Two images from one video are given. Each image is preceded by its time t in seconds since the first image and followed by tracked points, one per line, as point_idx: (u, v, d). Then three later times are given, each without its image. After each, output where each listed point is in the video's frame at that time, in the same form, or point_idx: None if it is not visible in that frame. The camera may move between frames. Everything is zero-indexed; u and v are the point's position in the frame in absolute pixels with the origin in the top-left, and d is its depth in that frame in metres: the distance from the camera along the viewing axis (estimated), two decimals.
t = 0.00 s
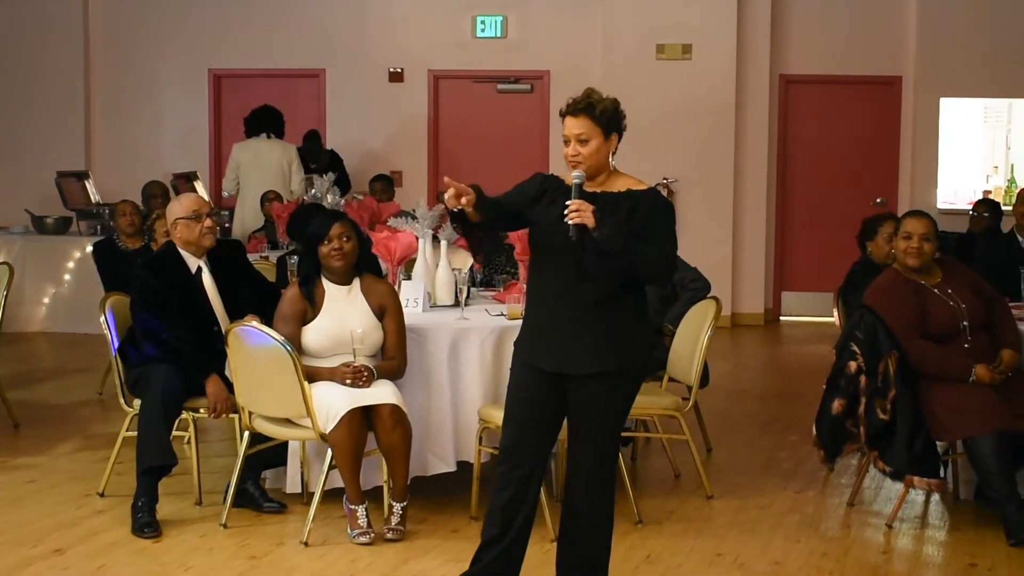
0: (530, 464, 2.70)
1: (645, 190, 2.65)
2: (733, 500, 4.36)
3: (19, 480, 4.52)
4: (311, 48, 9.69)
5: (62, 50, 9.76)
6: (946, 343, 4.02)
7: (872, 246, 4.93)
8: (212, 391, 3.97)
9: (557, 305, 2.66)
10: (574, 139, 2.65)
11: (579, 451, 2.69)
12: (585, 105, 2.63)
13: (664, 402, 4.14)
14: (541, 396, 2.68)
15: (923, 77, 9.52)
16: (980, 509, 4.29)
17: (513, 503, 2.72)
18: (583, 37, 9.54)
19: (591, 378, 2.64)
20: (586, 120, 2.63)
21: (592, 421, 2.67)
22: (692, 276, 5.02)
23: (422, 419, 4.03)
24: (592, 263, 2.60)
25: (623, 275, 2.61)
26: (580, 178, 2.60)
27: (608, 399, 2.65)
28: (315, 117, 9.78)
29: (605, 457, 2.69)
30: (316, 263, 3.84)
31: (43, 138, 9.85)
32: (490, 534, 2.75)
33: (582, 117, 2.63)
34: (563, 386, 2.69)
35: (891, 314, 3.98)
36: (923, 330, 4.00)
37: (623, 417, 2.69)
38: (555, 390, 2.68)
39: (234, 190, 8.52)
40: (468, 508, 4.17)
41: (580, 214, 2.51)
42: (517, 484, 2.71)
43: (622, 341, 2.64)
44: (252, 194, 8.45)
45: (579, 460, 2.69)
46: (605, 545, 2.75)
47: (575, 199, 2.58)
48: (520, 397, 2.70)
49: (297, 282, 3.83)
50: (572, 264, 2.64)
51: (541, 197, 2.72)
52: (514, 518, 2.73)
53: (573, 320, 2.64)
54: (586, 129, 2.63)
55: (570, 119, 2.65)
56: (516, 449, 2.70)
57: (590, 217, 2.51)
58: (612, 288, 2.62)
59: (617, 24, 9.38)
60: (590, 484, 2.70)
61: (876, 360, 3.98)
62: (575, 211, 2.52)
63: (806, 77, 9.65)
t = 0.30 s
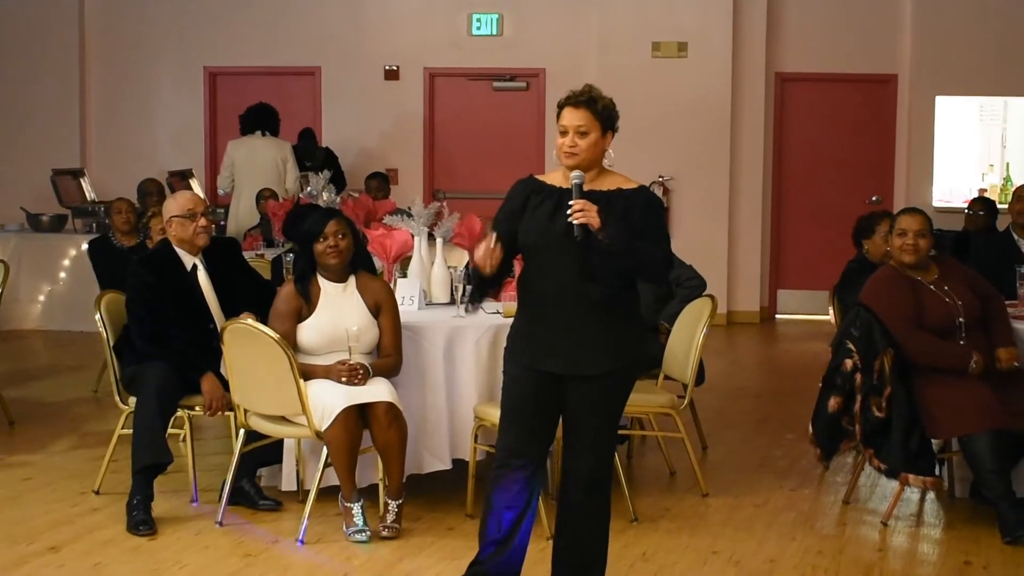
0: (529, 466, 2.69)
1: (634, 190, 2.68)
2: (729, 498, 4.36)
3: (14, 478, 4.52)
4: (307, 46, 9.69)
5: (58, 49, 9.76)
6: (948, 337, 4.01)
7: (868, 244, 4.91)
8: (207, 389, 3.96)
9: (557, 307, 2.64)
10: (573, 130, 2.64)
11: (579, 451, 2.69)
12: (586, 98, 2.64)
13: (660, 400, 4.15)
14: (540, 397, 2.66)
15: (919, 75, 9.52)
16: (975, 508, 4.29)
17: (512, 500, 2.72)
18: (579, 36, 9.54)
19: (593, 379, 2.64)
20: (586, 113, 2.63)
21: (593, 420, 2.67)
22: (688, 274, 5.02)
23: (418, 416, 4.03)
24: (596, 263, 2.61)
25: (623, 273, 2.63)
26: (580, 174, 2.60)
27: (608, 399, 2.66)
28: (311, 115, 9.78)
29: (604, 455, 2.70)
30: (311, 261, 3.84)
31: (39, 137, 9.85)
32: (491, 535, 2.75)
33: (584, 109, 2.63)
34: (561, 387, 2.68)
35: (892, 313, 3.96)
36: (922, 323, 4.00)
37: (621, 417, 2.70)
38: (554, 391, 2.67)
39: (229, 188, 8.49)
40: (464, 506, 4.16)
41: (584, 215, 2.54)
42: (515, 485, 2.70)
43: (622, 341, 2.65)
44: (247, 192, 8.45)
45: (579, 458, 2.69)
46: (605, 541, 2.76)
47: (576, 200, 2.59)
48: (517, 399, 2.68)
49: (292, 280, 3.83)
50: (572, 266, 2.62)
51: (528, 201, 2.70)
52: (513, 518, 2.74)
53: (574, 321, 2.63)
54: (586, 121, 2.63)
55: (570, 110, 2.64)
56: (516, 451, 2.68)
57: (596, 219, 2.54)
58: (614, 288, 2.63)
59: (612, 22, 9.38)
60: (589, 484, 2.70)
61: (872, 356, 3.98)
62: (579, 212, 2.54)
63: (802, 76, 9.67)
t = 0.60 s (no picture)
0: (524, 465, 2.71)
1: (621, 186, 2.67)
2: (725, 496, 4.36)
3: (11, 476, 4.52)
4: (304, 45, 9.69)
5: (55, 47, 9.75)
6: (943, 331, 4.02)
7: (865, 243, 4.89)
8: (204, 388, 3.96)
9: (545, 307, 2.63)
10: (559, 128, 2.64)
11: (573, 451, 2.68)
12: (571, 95, 2.64)
13: (656, 399, 4.14)
14: (532, 398, 2.66)
15: (916, 74, 9.52)
16: (972, 507, 4.29)
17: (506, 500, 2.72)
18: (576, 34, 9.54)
19: (584, 379, 2.62)
20: (572, 110, 2.64)
21: (585, 420, 2.66)
22: (684, 272, 5.02)
23: (415, 414, 4.03)
24: (581, 265, 2.59)
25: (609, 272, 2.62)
26: (564, 174, 2.60)
27: (601, 397, 2.65)
28: (308, 113, 9.77)
29: (597, 454, 2.69)
30: (308, 260, 3.84)
31: (36, 135, 9.84)
32: (491, 535, 2.78)
33: (569, 106, 2.63)
34: (553, 387, 2.67)
35: (885, 310, 3.98)
36: (920, 319, 4.02)
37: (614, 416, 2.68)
38: (546, 390, 2.67)
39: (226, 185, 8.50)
40: (460, 505, 4.16)
41: (568, 217, 2.53)
42: (510, 485, 2.72)
43: (614, 341, 2.63)
44: (244, 190, 8.44)
45: (572, 458, 2.68)
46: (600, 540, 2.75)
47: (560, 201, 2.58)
48: (509, 401, 2.68)
49: (288, 279, 3.83)
50: (558, 267, 2.62)
51: (513, 202, 2.69)
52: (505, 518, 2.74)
53: (563, 322, 2.62)
54: (571, 118, 2.64)
55: (555, 108, 2.64)
56: (509, 451, 2.69)
57: (578, 221, 2.53)
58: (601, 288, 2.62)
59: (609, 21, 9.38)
60: (584, 482, 2.70)
61: (869, 354, 3.98)
62: (562, 215, 2.53)
63: (799, 75, 9.67)
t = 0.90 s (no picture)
0: (510, 466, 2.70)
1: (602, 183, 2.67)
2: (724, 495, 4.37)
3: (10, 476, 4.52)
4: (302, 44, 9.69)
5: (52, 46, 9.75)
6: (939, 328, 4.02)
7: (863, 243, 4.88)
8: (201, 387, 3.95)
9: (526, 308, 2.65)
10: (542, 127, 2.65)
11: (563, 450, 2.68)
12: (554, 94, 2.65)
13: (655, 398, 4.14)
14: (517, 398, 2.67)
15: (913, 73, 9.52)
16: (971, 505, 4.29)
17: (497, 501, 2.73)
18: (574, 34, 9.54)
19: (567, 377, 2.63)
20: (555, 109, 2.64)
21: (570, 417, 2.66)
22: (683, 271, 5.02)
23: (413, 414, 4.02)
24: (552, 266, 2.60)
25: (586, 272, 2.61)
26: (541, 174, 2.62)
27: (584, 396, 2.65)
28: (306, 113, 9.77)
29: (587, 452, 2.69)
30: (308, 259, 3.84)
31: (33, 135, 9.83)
32: (480, 537, 2.76)
33: (552, 105, 2.63)
34: (539, 387, 2.68)
35: (882, 309, 3.98)
36: (918, 318, 4.02)
37: (602, 413, 2.69)
38: (531, 390, 2.68)
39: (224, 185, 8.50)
40: (459, 504, 4.16)
41: (540, 215, 2.52)
42: (498, 486, 2.71)
43: (593, 338, 2.63)
44: (242, 190, 8.44)
45: (562, 457, 2.69)
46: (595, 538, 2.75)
47: (535, 201, 2.59)
48: (495, 401, 2.69)
49: (287, 279, 3.83)
50: (534, 267, 2.63)
51: (497, 203, 2.72)
52: (500, 518, 2.75)
53: (543, 322, 2.63)
54: (554, 117, 2.64)
55: (538, 106, 2.64)
56: (496, 451, 2.70)
57: (548, 221, 2.53)
58: (576, 287, 2.61)
59: (607, 20, 9.38)
60: (573, 480, 2.70)
61: (868, 354, 3.98)
62: (532, 215, 2.53)
63: (797, 74, 9.68)
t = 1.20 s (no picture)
0: (500, 464, 2.70)
1: (586, 180, 2.66)
2: (723, 495, 4.36)
3: (8, 474, 4.52)
4: (302, 42, 9.69)
5: (52, 45, 9.74)
6: (938, 335, 4.04)
7: (863, 243, 4.87)
8: (201, 386, 3.95)
9: (511, 306, 2.65)
10: (526, 123, 2.65)
11: (552, 449, 2.68)
12: (540, 91, 2.65)
13: (654, 398, 4.14)
14: (504, 397, 2.67)
15: (913, 73, 9.52)
16: (970, 505, 4.29)
17: (489, 501, 2.73)
18: (574, 33, 9.54)
19: (552, 375, 2.63)
20: (540, 106, 2.64)
21: (558, 416, 2.66)
22: (683, 270, 5.02)
23: (413, 413, 4.02)
24: (533, 262, 2.60)
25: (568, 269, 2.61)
26: (523, 171, 2.63)
27: (571, 393, 2.64)
28: (306, 112, 9.77)
29: (578, 451, 2.69)
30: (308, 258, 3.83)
31: (33, 133, 9.83)
32: (472, 537, 2.76)
33: (537, 102, 2.63)
34: (527, 385, 2.67)
35: (883, 310, 3.96)
36: (920, 324, 4.02)
37: (591, 411, 2.68)
38: (519, 388, 2.68)
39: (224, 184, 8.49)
40: (459, 503, 4.16)
41: (522, 211, 2.54)
42: (489, 484, 2.71)
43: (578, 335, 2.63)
44: (242, 188, 8.44)
45: (551, 456, 2.68)
46: (588, 539, 2.74)
47: (516, 197, 2.60)
48: (484, 401, 2.70)
49: (287, 278, 3.83)
50: (516, 263, 2.64)
51: (482, 202, 2.73)
52: (493, 517, 2.74)
53: (527, 320, 2.63)
54: (539, 114, 2.64)
55: (523, 104, 2.65)
56: (485, 450, 2.70)
57: (529, 217, 2.54)
58: (558, 283, 2.61)
59: (607, 19, 9.38)
60: (564, 478, 2.69)
61: (868, 355, 3.98)
62: (514, 210, 2.55)
63: (797, 74, 9.68)
